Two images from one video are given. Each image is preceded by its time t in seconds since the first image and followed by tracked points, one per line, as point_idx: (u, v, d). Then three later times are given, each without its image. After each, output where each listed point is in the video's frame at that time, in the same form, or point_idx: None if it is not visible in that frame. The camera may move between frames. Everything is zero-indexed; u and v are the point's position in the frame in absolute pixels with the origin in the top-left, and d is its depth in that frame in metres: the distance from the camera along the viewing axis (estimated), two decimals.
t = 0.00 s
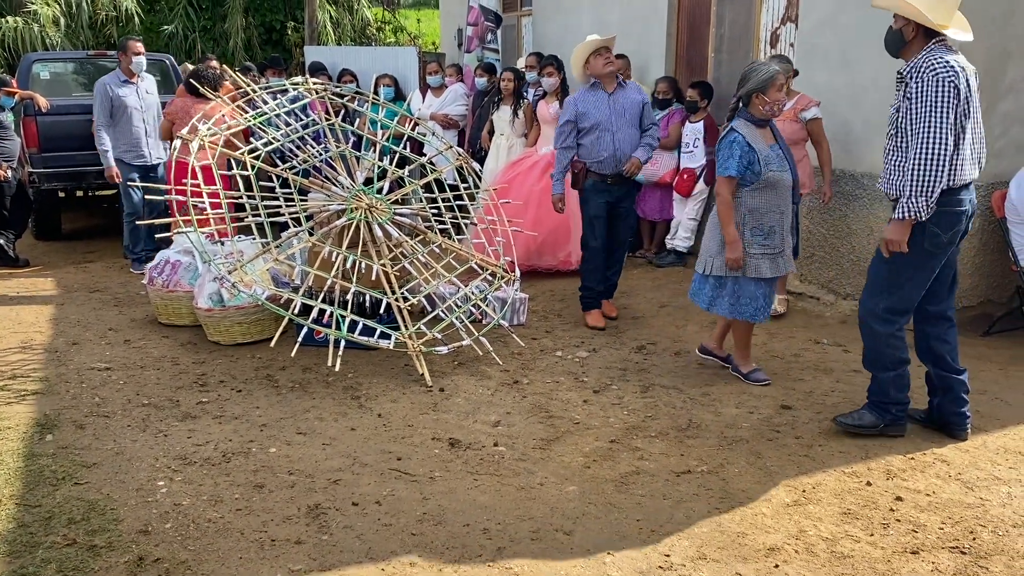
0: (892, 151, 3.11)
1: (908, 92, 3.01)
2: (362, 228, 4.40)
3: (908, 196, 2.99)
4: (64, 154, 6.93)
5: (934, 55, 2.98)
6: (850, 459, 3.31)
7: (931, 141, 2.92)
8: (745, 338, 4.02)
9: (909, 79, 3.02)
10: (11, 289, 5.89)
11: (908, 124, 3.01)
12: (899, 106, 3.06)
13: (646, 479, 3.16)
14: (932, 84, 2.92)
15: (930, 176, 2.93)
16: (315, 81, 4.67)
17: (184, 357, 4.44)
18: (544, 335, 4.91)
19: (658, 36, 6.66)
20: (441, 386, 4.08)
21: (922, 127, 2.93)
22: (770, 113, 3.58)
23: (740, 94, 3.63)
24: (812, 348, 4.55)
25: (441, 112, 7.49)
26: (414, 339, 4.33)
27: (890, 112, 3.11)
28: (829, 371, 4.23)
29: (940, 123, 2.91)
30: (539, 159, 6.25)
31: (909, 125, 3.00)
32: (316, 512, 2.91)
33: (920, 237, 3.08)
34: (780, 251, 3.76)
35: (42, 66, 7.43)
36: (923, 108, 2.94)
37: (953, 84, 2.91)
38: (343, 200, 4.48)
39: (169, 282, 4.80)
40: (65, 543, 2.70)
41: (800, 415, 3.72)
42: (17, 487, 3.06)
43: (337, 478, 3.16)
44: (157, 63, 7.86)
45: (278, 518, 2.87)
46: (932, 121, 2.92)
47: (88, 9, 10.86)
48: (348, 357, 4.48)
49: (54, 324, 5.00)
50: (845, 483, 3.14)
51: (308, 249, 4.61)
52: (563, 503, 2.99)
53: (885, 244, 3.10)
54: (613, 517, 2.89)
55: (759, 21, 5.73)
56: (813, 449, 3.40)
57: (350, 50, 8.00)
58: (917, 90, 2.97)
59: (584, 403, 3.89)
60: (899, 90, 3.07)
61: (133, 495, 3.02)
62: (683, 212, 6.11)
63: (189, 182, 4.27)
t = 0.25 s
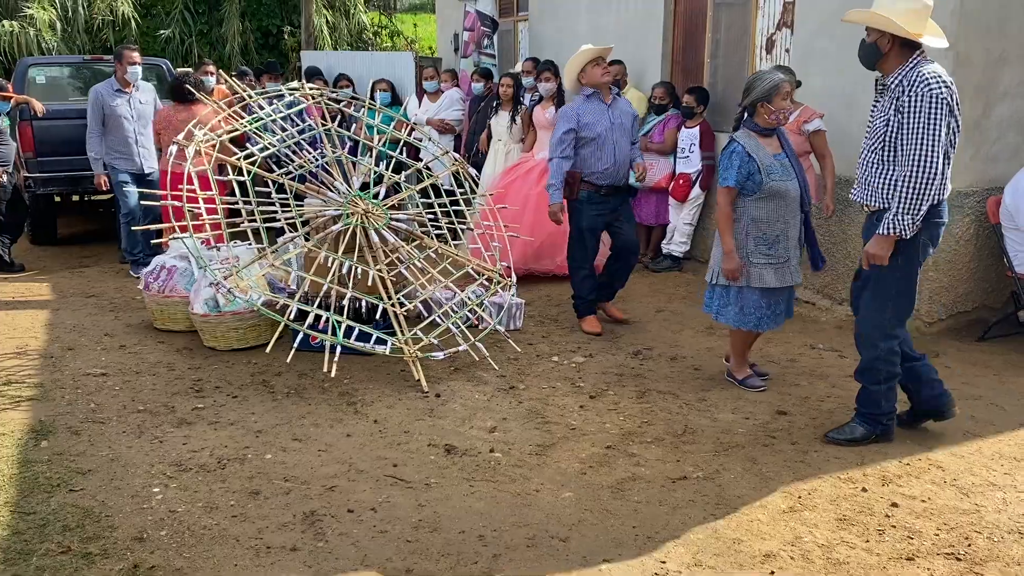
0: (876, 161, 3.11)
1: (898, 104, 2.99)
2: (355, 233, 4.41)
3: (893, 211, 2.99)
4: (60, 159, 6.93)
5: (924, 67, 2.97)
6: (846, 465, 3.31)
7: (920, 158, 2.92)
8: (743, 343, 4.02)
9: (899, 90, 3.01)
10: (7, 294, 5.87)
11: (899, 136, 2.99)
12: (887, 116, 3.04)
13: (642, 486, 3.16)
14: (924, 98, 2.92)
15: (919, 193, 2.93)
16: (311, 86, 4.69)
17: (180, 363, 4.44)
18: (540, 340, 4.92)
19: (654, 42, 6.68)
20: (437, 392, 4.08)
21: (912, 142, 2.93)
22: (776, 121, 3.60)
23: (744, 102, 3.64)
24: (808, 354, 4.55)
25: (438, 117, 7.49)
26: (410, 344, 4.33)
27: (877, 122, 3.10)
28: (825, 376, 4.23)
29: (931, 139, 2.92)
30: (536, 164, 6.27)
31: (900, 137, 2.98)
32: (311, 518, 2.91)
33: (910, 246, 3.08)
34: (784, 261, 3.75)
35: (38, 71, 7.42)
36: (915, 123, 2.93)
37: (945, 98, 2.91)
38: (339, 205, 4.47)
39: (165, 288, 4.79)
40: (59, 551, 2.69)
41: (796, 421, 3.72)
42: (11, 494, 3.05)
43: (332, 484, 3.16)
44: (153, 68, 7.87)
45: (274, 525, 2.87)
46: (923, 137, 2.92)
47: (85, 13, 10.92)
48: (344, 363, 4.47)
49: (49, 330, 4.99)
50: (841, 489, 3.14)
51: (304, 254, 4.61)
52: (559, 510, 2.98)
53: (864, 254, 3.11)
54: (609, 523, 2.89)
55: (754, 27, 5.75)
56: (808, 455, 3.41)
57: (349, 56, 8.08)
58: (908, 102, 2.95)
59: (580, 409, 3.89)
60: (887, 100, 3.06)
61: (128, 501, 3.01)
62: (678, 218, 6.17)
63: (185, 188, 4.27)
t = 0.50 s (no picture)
0: (867, 167, 3.15)
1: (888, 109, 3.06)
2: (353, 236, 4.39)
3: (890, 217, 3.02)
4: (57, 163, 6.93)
5: (909, 71, 3.05)
6: (841, 471, 3.31)
7: (914, 160, 2.98)
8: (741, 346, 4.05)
9: (887, 95, 3.07)
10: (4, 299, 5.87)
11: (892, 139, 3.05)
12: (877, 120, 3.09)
13: (638, 491, 3.16)
14: (912, 102, 2.99)
15: (917, 196, 2.98)
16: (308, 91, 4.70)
17: (175, 368, 4.43)
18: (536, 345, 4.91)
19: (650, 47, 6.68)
20: (433, 398, 4.07)
21: (905, 145, 2.99)
22: (783, 120, 3.61)
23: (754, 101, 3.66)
24: (804, 359, 4.56)
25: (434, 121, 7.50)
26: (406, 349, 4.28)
27: (866, 128, 3.15)
28: (822, 382, 4.23)
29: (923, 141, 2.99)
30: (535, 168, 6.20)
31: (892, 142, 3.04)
32: (306, 525, 2.91)
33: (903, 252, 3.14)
34: (787, 260, 3.76)
35: (34, 75, 7.43)
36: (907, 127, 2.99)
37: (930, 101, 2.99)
38: (335, 210, 4.50)
39: (159, 293, 4.79)
40: (52, 558, 2.68)
41: (792, 426, 3.72)
42: (5, 500, 3.05)
43: (328, 490, 3.15)
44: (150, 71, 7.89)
45: (268, 531, 2.86)
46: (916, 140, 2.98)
47: (82, 16, 10.97)
48: (340, 368, 4.47)
49: (44, 335, 4.98)
50: (837, 494, 3.14)
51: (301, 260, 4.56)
52: (555, 516, 2.98)
53: (870, 263, 3.12)
54: (605, 529, 2.89)
55: (750, 32, 5.76)
56: (804, 460, 3.41)
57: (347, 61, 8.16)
58: (898, 106, 3.02)
59: (576, 414, 3.89)
60: (875, 105, 3.11)
61: (122, 508, 3.01)
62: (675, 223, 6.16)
63: (180, 193, 4.26)
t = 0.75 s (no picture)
0: (852, 180, 3.20)
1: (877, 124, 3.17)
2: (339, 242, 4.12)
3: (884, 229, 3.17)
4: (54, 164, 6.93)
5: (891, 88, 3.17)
6: (839, 474, 3.31)
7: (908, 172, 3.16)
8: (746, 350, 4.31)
9: (873, 109, 3.17)
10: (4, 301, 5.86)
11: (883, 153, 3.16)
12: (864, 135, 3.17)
13: (635, 494, 3.15)
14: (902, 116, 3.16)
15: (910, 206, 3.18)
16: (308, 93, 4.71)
17: (172, 371, 4.42)
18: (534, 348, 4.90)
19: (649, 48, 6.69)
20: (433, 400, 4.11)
21: (898, 163, 3.13)
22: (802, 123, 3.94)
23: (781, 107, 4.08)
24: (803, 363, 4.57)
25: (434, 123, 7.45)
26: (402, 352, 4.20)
27: (851, 141, 3.22)
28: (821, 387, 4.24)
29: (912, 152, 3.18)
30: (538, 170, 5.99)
31: (885, 155, 3.15)
32: (302, 528, 2.90)
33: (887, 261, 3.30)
34: (782, 261, 4.09)
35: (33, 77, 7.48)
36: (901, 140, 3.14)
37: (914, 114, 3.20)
38: (331, 212, 4.48)
39: (156, 295, 4.82)
40: (46, 561, 2.67)
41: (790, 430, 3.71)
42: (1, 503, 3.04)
43: (324, 493, 3.15)
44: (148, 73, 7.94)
45: (266, 533, 2.86)
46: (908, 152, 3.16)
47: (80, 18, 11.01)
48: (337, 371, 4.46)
49: (41, 337, 4.98)
50: (835, 497, 3.13)
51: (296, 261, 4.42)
52: (552, 518, 2.97)
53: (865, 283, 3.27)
54: (602, 532, 2.88)
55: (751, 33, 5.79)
56: (802, 464, 3.41)
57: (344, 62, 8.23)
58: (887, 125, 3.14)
59: (574, 416, 3.88)
60: (860, 118, 3.20)
61: (117, 510, 2.99)
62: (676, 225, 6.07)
63: (176, 193, 4.19)
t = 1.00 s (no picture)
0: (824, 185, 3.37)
1: (848, 122, 3.34)
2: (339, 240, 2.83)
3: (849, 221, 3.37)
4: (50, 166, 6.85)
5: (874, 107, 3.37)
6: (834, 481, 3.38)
7: (875, 167, 3.37)
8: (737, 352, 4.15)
9: (857, 124, 3.33)
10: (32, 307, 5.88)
11: (852, 150, 3.34)
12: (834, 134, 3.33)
13: (637, 501, 3.26)
14: (871, 115, 3.36)
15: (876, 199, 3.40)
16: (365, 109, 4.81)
17: (172, 375, 4.45)
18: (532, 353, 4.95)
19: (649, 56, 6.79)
20: (478, 415, 4.10)
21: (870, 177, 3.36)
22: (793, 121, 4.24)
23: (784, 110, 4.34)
24: (851, 387, 4.52)
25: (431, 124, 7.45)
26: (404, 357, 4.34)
27: (835, 149, 3.34)
28: (874, 412, 4.20)
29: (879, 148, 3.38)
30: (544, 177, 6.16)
31: (854, 152, 3.34)
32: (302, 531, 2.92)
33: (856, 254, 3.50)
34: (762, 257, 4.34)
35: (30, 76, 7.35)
36: (869, 137, 3.34)
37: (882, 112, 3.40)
38: (331, 214, 4.45)
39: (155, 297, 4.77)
40: (47, 565, 2.67)
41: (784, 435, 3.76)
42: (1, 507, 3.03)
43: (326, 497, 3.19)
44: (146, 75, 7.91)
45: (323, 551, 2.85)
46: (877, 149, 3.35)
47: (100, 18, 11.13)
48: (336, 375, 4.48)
49: (37, 340, 4.97)
50: (883, 522, 3.12)
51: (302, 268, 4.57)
52: (554, 520, 3.11)
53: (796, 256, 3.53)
54: (601, 537, 3.01)
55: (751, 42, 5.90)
56: (795, 472, 3.53)
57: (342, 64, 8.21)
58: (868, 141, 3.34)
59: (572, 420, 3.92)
60: (844, 130, 3.34)
61: (117, 513, 3.00)
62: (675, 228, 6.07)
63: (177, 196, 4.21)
